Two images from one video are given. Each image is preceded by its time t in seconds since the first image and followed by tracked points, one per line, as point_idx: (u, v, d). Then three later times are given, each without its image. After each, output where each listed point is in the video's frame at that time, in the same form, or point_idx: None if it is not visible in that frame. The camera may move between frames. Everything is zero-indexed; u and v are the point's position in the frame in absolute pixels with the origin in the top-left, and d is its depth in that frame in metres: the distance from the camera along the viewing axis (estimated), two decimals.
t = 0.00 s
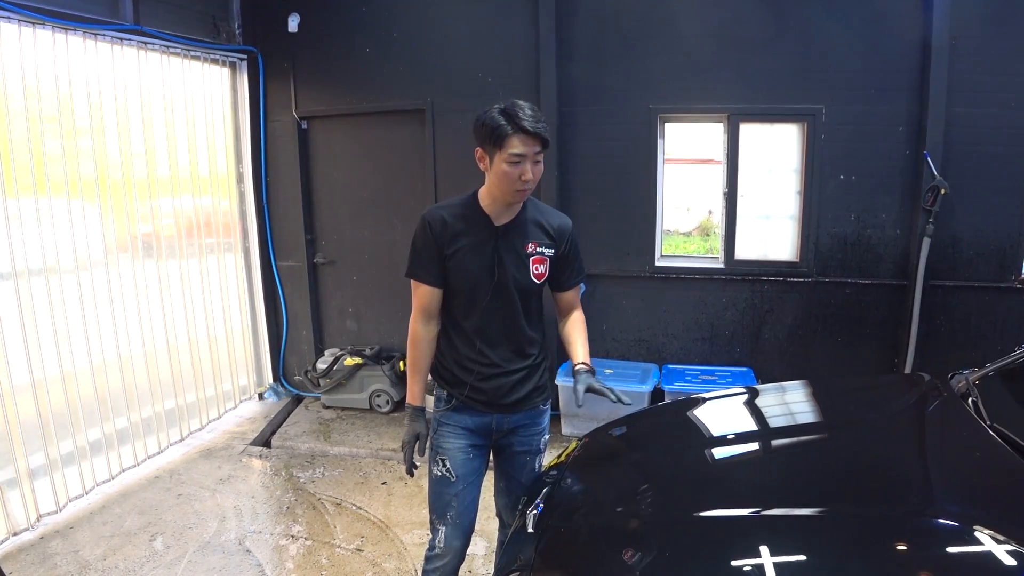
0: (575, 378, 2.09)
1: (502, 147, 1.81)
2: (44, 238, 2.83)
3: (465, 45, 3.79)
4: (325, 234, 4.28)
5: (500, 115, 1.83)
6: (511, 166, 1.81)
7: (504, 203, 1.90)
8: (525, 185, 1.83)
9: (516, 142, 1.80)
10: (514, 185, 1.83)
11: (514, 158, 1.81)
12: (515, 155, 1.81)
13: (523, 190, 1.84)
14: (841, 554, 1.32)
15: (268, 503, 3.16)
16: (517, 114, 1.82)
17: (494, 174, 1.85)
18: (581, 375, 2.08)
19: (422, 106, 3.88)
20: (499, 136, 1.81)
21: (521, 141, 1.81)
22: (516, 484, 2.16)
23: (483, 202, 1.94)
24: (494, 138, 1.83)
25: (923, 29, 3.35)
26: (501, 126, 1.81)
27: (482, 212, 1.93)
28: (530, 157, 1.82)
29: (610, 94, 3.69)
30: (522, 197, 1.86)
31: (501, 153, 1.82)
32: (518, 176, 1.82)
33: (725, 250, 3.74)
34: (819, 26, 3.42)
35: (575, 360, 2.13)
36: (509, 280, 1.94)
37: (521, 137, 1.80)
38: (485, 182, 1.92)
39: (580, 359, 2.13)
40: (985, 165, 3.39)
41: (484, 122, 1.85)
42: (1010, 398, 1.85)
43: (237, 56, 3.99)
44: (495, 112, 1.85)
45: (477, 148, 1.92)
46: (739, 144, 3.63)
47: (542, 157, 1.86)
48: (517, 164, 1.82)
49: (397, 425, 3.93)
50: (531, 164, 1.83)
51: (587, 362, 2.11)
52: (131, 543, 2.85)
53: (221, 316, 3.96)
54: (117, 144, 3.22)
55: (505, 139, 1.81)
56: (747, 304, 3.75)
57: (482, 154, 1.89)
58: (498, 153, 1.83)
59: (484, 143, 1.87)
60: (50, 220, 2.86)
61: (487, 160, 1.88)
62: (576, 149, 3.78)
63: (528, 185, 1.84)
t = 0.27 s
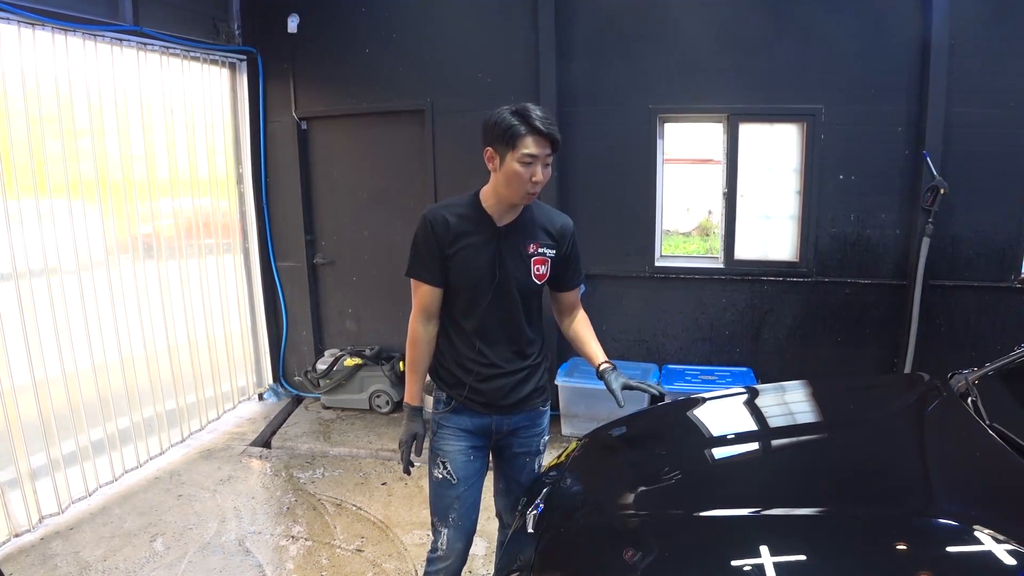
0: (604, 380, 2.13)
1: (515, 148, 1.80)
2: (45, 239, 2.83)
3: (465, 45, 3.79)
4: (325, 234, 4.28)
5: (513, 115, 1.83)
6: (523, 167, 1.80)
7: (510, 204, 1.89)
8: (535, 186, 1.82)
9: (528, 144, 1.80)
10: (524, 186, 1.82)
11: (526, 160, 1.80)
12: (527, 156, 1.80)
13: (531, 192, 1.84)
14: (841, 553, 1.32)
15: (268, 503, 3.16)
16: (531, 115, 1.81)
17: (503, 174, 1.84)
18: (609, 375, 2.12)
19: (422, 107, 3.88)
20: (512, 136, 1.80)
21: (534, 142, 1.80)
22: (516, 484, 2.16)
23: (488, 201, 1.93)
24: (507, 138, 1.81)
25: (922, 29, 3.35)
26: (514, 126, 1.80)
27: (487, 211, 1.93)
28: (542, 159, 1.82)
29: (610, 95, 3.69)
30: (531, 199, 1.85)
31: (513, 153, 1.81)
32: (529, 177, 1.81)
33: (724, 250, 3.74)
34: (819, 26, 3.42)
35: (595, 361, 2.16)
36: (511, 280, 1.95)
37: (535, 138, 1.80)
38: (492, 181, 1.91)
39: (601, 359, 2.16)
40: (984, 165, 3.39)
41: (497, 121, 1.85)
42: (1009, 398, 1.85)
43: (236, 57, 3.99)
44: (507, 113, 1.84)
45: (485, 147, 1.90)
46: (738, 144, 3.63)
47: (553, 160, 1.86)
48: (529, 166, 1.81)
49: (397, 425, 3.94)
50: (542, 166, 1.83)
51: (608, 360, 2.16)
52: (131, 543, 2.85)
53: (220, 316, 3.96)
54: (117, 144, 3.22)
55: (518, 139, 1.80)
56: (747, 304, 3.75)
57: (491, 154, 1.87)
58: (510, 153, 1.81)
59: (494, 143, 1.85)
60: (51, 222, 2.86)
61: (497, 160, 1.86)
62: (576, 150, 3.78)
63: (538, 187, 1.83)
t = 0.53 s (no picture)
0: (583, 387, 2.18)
1: (529, 151, 1.80)
2: (45, 241, 2.83)
3: (463, 46, 3.79)
4: (324, 236, 4.28)
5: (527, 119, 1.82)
6: (536, 172, 1.81)
7: (517, 205, 1.90)
8: (545, 190, 1.85)
9: (542, 148, 1.80)
10: (534, 190, 1.84)
11: (539, 165, 1.81)
12: (540, 162, 1.81)
13: (541, 195, 1.85)
14: (840, 552, 1.32)
15: (268, 504, 3.16)
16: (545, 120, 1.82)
17: (515, 176, 1.84)
18: (589, 384, 2.16)
19: (420, 108, 3.88)
20: (527, 141, 1.80)
21: (547, 147, 1.81)
22: (514, 484, 2.17)
23: (494, 201, 1.92)
24: (520, 143, 1.81)
25: (920, 29, 3.35)
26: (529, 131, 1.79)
27: (493, 211, 1.92)
28: (553, 164, 1.84)
29: (608, 95, 3.69)
30: (539, 201, 1.87)
31: (526, 158, 1.81)
32: (541, 181, 1.83)
33: (723, 250, 3.74)
34: (816, 26, 3.43)
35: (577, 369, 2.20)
36: (514, 280, 1.96)
37: (548, 144, 1.81)
38: (500, 182, 1.90)
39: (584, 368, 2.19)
40: (982, 164, 3.40)
41: (508, 123, 1.84)
42: (1008, 396, 1.85)
43: (234, 58, 3.98)
44: (520, 116, 1.83)
45: (493, 147, 1.88)
46: (736, 144, 3.63)
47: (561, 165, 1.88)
48: (541, 171, 1.82)
49: (397, 426, 3.94)
50: (553, 171, 1.84)
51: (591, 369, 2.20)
52: (131, 545, 2.85)
53: (220, 318, 3.96)
54: (115, 146, 3.22)
55: (531, 144, 1.80)
56: (746, 304, 3.75)
57: (501, 155, 1.86)
58: (523, 158, 1.81)
59: (505, 145, 1.84)
60: (51, 224, 2.86)
61: (506, 162, 1.85)
62: (574, 150, 3.79)
63: (546, 191, 1.86)
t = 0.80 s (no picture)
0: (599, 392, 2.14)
1: (532, 151, 1.81)
2: (44, 242, 2.83)
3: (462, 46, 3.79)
4: (322, 236, 4.28)
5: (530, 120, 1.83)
6: (538, 171, 1.81)
7: (518, 204, 1.90)
8: (547, 190, 1.85)
9: (545, 149, 1.81)
10: (536, 189, 1.84)
11: (541, 164, 1.81)
12: (542, 161, 1.81)
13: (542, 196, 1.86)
14: (838, 552, 1.32)
15: (267, 505, 3.16)
16: (548, 121, 1.83)
17: (517, 176, 1.84)
18: (604, 387, 2.14)
19: (419, 108, 3.88)
20: (530, 140, 1.81)
21: (550, 148, 1.82)
22: (511, 481, 2.18)
23: (496, 201, 1.92)
24: (524, 141, 1.81)
25: (917, 29, 3.36)
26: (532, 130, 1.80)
27: (493, 210, 1.93)
28: (555, 164, 1.84)
29: (606, 95, 3.70)
30: (540, 201, 1.88)
31: (529, 157, 1.81)
32: (543, 181, 1.83)
33: (721, 250, 3.75)
34: (814, 26, 3.43)
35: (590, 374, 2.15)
36: (513, 280, 1.96)
37: (551, 144, 1.82)
38: (501, 181, 1.90)
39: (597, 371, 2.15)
40: (980, 164, 3.40)
41: (513, 123, 1.84)
42: (1005, 396, 1.86)
43: (233, 59, 3.98)
44: (523, 116, 1.84)
45: (496, 147, 1.89)
46: (734, 144, 3.64)
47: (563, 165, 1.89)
48: (543, 170, 1.82)
49: (396, 426, 3.94)
50: (555, 171, 1.85)
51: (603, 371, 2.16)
52: (130, 546, 2.85)
53: (218, 319, 3.96)
54: (114, 147, 3.22)
55: (534, 143, 1.81)
56: (744, 304, 3.75)
57: (504, 154, 1.87)
58: (525, 156, 1.81)
59: (508, 143, 1.85)
60: (49, 225, 2.86)
61: (509, 161, 1.85)
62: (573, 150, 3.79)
63: (548, 191, 1.86)
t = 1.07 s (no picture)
0: (581, 391, 2.17)
1: (514, 151, 1.79)
2: (41, 242, 2.83)
3: (460, 46, 3.79)
4: (320, 236, 4.28)
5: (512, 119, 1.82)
6: (520, 171, 1.81)
7: (502, 203, 1.90)
8: (530, 189, 1.84)
9: (527, 148, 1.79)
10: (518, 188, 1.84)
11: (524, 164, 1.80)
12: (524, 161, 1.80)
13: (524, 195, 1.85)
14: (835, 551, 1.33)
15: (265, 504, 3.16)
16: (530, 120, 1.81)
17: (499, 175, 1.83)
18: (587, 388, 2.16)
19: (417, 108, 3.88)
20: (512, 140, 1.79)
21: (533, 147, 1.80)
22: (506, 480, 2.17)
23: (480, 199, 1.92)
24: (506, 141, 1.80)
25: (915, 29, 3.36)
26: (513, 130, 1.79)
27: (477, 208, 1.93)
28: (537, 164, 1.83)
29: (604, 95, 3.70)
30: (523, 200, 1.87)
31: (511, 157, 1.80)
32: (525, 180, 1.82)
33: (718, 249, 3.75)
34: (812, 26, 3.44)
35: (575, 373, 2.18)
36: (502, 278, 1.96)
37: (533, 143, 1.80)
38: (485, 179, 1.90)
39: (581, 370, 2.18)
40: (977, 164, 3.41)
41: (496, 122, 1.83)
42: (1002, 396, 1.86)
43: (231, 58, 3.98)
44: (505, 115, 1.83)
45: (480, 145, 1.88)
46: (732, 144, 3.64)
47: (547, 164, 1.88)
48: (525, 170, 1.82)
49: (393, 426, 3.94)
50: (538, 170, 1.84)
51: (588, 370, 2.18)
52: (128, 545, 2.85)
53: (216, 318, 3.96)
54: (111, 147, 3.22)
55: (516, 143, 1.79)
56: (742, 304, 3.76)
57: (487, 153, 1.86)
58: (507, 156, 1.80)
59: (490, 142, 1.84)
60: (46, 224, 2.85)
61: (492, 160, 1.85)
62: (571, 151, 3.79)
63: (531, 190, 1.85)
